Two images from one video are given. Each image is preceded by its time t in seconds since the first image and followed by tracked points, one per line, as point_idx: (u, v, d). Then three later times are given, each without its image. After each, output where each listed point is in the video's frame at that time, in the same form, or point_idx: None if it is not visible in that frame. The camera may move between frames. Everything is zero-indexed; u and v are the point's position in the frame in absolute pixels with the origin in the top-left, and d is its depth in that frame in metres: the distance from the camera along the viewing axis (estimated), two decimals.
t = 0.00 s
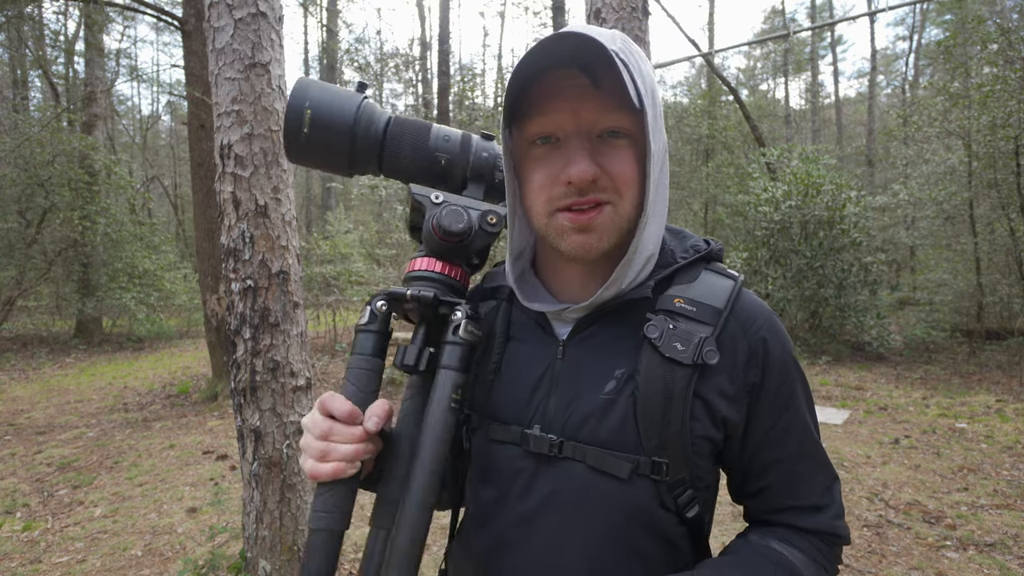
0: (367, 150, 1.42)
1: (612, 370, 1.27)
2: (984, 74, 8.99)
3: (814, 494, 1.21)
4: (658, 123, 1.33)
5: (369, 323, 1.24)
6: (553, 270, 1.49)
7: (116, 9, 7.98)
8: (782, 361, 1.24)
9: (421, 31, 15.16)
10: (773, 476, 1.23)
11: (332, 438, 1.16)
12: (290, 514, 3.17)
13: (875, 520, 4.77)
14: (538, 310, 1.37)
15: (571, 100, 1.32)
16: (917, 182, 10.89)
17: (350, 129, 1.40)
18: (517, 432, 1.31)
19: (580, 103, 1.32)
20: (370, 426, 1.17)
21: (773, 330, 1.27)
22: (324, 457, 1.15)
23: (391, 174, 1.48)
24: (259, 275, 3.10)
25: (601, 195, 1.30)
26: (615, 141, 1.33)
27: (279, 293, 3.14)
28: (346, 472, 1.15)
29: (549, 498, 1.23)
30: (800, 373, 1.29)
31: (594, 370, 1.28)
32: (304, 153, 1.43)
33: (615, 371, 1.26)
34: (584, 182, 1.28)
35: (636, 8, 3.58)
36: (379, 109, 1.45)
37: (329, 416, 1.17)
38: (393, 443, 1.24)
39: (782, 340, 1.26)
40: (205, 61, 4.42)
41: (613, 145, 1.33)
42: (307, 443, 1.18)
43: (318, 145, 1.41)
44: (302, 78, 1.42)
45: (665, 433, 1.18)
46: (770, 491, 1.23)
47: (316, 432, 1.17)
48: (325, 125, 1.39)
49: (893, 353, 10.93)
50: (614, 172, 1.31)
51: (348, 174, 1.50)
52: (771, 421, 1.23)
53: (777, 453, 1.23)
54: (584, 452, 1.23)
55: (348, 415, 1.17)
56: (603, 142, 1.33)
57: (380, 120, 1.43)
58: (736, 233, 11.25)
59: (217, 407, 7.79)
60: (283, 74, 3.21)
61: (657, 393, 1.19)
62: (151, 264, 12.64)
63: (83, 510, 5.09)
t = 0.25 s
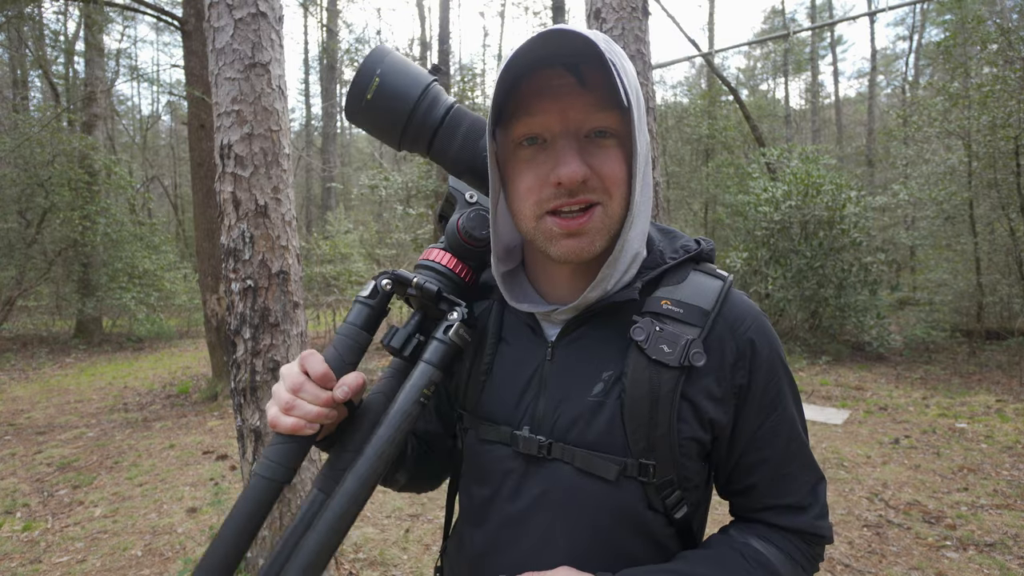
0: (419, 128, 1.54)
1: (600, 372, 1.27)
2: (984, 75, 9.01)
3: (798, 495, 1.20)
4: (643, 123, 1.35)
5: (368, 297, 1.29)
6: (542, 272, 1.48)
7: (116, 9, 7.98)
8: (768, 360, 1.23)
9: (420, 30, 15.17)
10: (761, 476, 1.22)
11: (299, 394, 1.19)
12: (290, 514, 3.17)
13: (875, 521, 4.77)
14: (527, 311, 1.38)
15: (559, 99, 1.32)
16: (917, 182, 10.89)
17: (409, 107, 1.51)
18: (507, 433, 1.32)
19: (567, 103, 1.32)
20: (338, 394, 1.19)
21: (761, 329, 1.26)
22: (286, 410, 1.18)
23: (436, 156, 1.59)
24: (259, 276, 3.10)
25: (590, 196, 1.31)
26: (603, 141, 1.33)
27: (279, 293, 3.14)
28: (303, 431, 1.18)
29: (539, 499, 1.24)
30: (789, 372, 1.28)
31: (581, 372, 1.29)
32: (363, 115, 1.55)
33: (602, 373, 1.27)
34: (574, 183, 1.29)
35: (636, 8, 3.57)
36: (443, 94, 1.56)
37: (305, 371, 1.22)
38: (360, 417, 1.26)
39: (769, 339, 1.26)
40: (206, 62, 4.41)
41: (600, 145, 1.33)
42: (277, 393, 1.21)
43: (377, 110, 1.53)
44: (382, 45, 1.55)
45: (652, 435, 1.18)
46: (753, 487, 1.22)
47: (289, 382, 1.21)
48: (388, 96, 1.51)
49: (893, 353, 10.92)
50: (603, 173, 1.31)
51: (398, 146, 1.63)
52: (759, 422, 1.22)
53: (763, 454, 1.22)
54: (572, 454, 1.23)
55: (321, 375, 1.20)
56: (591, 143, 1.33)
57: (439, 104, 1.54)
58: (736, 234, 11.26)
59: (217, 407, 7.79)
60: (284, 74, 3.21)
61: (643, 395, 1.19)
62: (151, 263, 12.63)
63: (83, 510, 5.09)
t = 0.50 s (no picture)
0: (454, 117, 1.63)
1: (591, 374, 1.27)
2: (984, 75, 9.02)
3: (786, 510, 1.17)
4: (638, 124, 1.33)
5: (370, 267, 1.36)
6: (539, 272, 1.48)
7: (116, 9, 7.98)
8: (765, 371, 1.21)
9: (421, 31, 15.17)
10: (750, 488, 1.20)
11: (283, 341, 1.26)
12: (290, 514, 3.18)
13: (875, 520, 4.77)
14: (519, 307, 1.40)
15: (553, 103, 1.32)
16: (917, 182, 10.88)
17: (449, 97, 1.61)
18: (497, 429, 1.34)
19: (561, 106, 1.31)
20: (319, 349, 1.25)
21: (758, 338, 1.23)
22: (267, 354, 1.25)
23: (464, 149, 1.66)
24: (259, 276, 3.10)
25: (583, 200, 1.30)
26: (597, 143, 1.32)
27: (279, 293, 3.13)
28: (278, 377, 1.24)
29: (523, 496, 1.26)
30: (786, 381, 1.25)
31: (573, 371, 1.29)
32: (408, 95, 1.68)
33: (593, 375, 1.27)
34: (566, 187, 1.28)
35: (637, 8, 3.57)
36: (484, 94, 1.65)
37: (295, 324, 1.28)
38: (338, 379, 1.32)
39: (767, 349, 1.24)
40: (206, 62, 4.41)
41: (595, 146, 1.32)
42: (265, 338, 1.29)
43: (421, 93, 1.65)
44: (440, 37, 1.69)
45: (640, 440, 1.17)
46: (743, 500, 1.20)
47: (278, 329, 1.28)
48: (434, 82, 1.63)
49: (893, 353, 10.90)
50: (597, 175, 1.30)
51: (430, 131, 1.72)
52: (752, 432, 1.20)
53: (753, 465, 1.19)
54: (560, 454, 1.24)
55: (308, 329, 1.26)
56: (585, 145, 1.32)
57: (477, 101, 1.63)
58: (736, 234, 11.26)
59: (217, 407, 7.79)
60: (284, 74, 3.21)
61: (633, 399, 1.19)
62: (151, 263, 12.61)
63: (83, 510, 5.10)
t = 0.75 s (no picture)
0: (455, 121, 1.62)
1: (581, 370, 1.28)
2: (984, 75, 9.02)
3: (765, 522, 1.15)
4: (630, 126, 1.33)
5: (372, 265, 1.36)
6: (534, 266, 1.50)
7: (116, 9, 7.97)
8: (753, 377, 1.20)
9: (421, 31, 15.16)
10: (731, 497, 1.18)
11: (288, 339, 1.26)
12: (290, 514, 3.17)
13: (875, 520, 4.77)
14: (515, 305, 1.41)
15: (545, 103, 1.32)
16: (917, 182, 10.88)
17: (450, 101, 1.61)
18: (488, 424, 1.35)
19: (553, 106, 1.32)
20: (324, 346, 1.26)
21: (747, 342, 1.23)
22: (272, 351, 1.26)
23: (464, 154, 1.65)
24: (259, 276, 3.10)
25: (574, 198, 1.32)
26: (588, 143, 1.33)
27: (279, 293, 3.13)
28: (284, 374, 1.25)
29: (511, 490, 1.27)
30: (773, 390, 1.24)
31: (564, 367, 1.30)
32: (412, 98, 1.68)
33: (583, 371, 1.28)
34: (556, 184, 1.30)
35: (636, 8, 3.57)
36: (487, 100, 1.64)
37: (299, 321, 1.28)
38: (340, 377, 1.32)
39: (756, 354, 1.23)
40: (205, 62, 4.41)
41: (586, 147, 1.33)
42: (269, 335, 1.29)
43: (425, 96, 1.65)
44: (447, 41, 1.69)
45: (627, 437, 1.17)
46: (724, 507, 1.18)
47: (283, 327, 1.28)
48: (436, 85, 1.62)
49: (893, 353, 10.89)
50: (586, 175, 1.31)
51: (432, 133, 1.71)
52: (736, 436, 1.19)
53: (735, 470, 1.18)
54: (548, 448, 1.25)
55: (313, 327, 1.27)
56: (576, 145, 1.33)
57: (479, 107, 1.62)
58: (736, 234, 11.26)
59: (217, 407, 7.79)
60: (283, 74, 3.21)
61: (620, 396, 1.19)
62: (151, 263, 12.60)
63: (83, 510, 5.09)
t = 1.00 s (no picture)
0: (445, 122, 1.65)
1: (571, 369, 1.29)
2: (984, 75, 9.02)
3: (747, 519, 1.15)
4: (620, 133, 1.34)
5: (367, 270, 1.37)
6: (524, 267, 1.50)
7: (116, 9, 7.97)
8: (734, 376, 1.22)
9: (421, 31, 15.16)
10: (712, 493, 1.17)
11: (285, 349, 1.26)
12: (290, 514, 3.18)
13: (875, 521, 4.77)
14: (508, 306, 1.42)
15: (537, 111, 1.33)
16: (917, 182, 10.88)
17: (439, 103, 1.63)
18: (479, 421, 1.35)
19: (545, 114, 1.33)
20: (323, 355, 1.27)
21: (729, 342, 1.24)
22: (271, 360, 1.25)
23: (455, 153, 1.69)
24: (259, 276, 3.10)
25: (565, 202, 1.33)
26: (579, 151, 1.34)
27: (279, 293, 3.13)
28: (284, 383, 1.25)
29: (502, 486, 1.26)
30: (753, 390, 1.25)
31: (554, 365, 1.31)
32: (401, 99, 1.69)
33: (573, 370, 1.29)
34: (548, 190, 1.31)
35: (636, 8, 3.56)
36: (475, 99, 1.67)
37: (295, 330, 1.28)
38: (337, 382, 1.32)
39: (737, 355, 1.25)
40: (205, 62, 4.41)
41: (577, 154, 1.34)
42: (265, 344, 1.28)
43: (413, 98, 1.67)
44: (434, 40, 1.69)
45: (614, 432, 1.18)
46: (707, 505, 1.17)
47: (278, 337, 1.28)
48: (425, 88, 1.64)
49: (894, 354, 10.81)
50: (578, 180, 1.32)
51: (422, 133, 1.73)
52: (716, 433, 1.19)
53: (716, 467, 1.18)
54: (538, 443, 1.25)
55: (310, 336, 1.27)
56: (568, 152, 1.34)
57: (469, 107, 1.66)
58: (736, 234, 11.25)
59: (216, 407, 7.79)
60: (284, 74, 3.21)
61: (608, 392, 1.20)
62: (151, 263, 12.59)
63: (83, 510, 5.09)
